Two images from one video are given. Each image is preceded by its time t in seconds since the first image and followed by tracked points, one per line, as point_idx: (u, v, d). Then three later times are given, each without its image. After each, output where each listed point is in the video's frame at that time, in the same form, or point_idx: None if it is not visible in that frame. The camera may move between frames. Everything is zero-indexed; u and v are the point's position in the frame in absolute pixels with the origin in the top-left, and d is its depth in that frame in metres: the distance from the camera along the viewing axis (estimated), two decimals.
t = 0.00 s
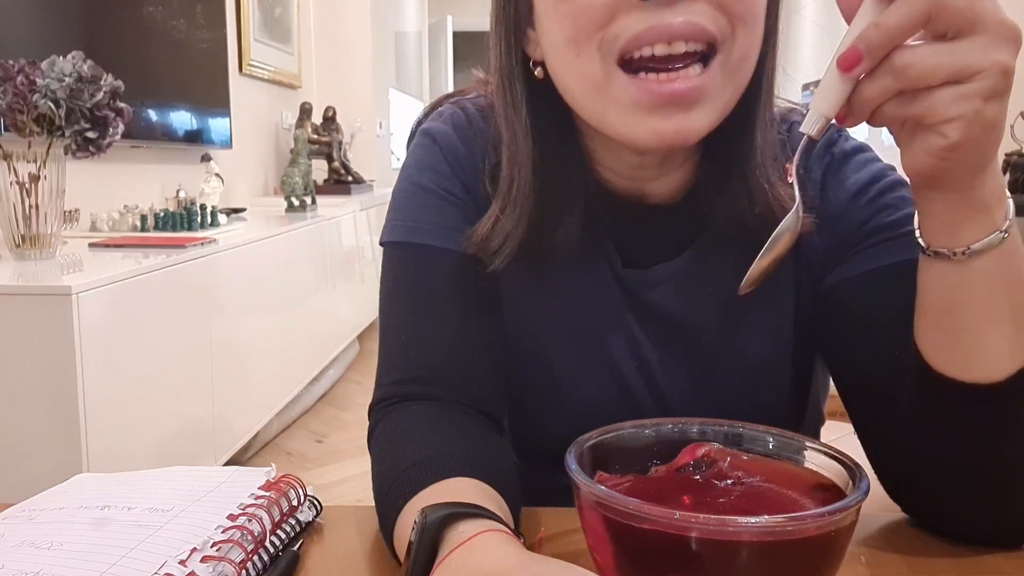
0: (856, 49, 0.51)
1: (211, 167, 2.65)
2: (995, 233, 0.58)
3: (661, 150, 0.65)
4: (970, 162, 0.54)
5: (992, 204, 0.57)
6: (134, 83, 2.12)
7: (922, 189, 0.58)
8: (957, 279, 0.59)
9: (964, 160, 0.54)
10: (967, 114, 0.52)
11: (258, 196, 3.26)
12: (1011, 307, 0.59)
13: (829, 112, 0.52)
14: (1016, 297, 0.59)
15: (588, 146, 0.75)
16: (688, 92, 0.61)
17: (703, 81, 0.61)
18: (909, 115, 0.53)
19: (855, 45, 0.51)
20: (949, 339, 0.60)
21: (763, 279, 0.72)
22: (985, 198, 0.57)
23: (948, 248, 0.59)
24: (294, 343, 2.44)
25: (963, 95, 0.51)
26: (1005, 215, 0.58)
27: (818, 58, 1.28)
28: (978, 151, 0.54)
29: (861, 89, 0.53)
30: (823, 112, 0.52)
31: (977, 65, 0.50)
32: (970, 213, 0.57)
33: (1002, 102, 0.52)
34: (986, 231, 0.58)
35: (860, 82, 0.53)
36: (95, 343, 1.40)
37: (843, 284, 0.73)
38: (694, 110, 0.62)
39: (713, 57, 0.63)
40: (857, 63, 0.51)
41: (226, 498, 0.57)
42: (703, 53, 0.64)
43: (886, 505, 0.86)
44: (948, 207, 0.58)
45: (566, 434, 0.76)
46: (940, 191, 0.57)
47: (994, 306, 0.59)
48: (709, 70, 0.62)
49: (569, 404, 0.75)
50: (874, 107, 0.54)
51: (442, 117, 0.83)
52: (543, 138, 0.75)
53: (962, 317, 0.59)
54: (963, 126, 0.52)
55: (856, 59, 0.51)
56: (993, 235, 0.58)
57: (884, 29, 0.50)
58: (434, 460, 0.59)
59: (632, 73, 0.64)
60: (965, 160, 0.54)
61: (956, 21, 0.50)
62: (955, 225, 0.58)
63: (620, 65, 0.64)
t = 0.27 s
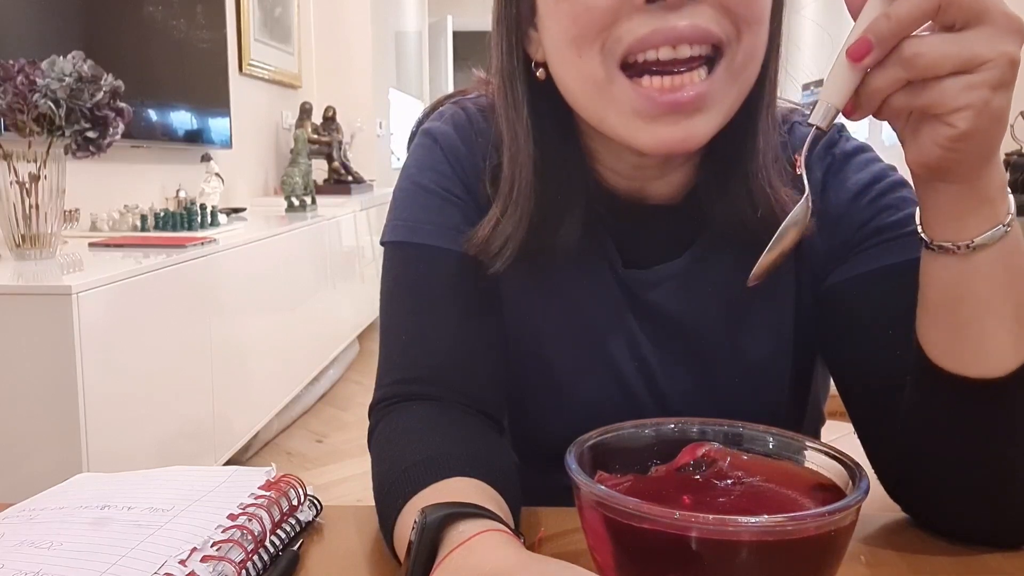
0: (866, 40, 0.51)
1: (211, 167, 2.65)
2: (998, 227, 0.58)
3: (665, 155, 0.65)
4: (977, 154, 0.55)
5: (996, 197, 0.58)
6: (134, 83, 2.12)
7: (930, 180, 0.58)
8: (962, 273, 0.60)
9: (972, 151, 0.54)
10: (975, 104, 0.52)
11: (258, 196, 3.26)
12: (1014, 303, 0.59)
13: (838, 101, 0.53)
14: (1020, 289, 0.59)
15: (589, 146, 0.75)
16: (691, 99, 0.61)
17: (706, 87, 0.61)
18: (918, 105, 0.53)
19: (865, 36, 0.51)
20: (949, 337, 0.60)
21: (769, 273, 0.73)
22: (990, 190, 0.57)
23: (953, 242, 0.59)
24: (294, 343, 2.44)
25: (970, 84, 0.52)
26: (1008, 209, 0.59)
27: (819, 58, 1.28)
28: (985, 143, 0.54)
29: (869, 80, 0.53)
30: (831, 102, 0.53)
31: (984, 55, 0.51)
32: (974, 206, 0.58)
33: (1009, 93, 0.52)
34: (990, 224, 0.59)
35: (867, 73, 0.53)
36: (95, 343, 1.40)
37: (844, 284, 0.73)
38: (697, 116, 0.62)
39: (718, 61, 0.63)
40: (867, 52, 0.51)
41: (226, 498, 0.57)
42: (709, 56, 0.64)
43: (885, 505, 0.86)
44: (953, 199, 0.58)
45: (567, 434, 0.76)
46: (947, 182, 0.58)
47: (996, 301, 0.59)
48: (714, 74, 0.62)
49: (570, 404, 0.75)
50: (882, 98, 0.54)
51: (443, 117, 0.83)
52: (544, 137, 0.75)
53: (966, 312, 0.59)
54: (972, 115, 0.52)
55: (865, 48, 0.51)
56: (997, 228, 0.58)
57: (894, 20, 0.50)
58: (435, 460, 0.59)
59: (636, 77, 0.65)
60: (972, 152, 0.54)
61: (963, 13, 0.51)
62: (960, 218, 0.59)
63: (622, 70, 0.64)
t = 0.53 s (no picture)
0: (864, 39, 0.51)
1: (211, 167, 2.65)
2: (996, 225, 0.59)
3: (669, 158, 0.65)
4: (975, 153, 0.55)
5: (992, 197, 0.58)
6: (134, 83, 2.12)
7: (926, 179, 0.58)
8: (960, 272, 0.60)
9: (970, 151, 0.54)
10: (973, 102, 0.52)
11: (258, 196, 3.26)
12: (1012, 302, 0.59)
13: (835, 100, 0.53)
14: (1017, 289, 0.59)
15: (590, 146, 0.75)
16: (695, 103, 0.61)
17: (708, 90, 0.62)
18: (915, 104, 0.53)
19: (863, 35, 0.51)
20: (947, 338, 0.61)
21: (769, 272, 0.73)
22: (986, 189, 0.58)
23: (951, 242, 0.59)
24: (294, 343, 2.44)
25: (967, 84, 0.52)
26: (1004, 209, 0.59)
27: (819, 58, 1.27)
28: (983, 142, 0.54)
29: (867, 80, 0.53)
30: (829, 101, 0.53)
31: (982, 54, 0.51)
32: (971, 206, 0.58)
33: (1006, 91, 0.52)
34: (986, 224, 0.59)
35: (865, 73, 0.53)
36: (95, 342, 1.40)
37: (845, 285, 0.73)
38: (701, 118, 0.62)
39: (722, 64, 0.63)
40: (864, 53, 0.51)
41: (226, 498, 0.57)
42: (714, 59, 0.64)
43: (886, 505, 0.86)
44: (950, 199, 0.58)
45: (567, 434, 0.76)
46: (944, 182, 0.58)
47: (994, 300, 0.59)
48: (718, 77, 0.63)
49: (571, 404, 0.75)
50: (880, 98, 0.54)
51: (443, 117, 0.83)
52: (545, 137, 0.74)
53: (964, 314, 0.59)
54: (970, 114, 0.52)
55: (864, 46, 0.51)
56: (994, 228, 0.58)
57: (891, 19, 0.50)
58: (435, 460, 0.59)
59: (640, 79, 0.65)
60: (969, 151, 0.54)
61: (959, 14, 0.51)
62: (956, 218, 0.59)
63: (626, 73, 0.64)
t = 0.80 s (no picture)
0: (864, 42, 0.51)
1: (211, 167, 2.65)
2: (996, 225, 0.58)
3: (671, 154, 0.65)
4: (975, 152, 0.55)
5: (991, 197, 0.58)
6: (134, 83, 2.12)
7: (926, 178, 0.58)
8: (960, 272, 0.60)
9: (971, 150, 0.54)
10: (974, 102, 0.52)
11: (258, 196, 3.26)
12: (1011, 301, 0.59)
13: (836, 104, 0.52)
14: (1016, 289, 0.60)
15: (591, 146, 0.75)
16: (695, 96, 0.61)
17: (709, 84, 0.62)
18: (917, 104, 0.53)
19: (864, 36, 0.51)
20: (948, 338, 0.60)
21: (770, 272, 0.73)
22: (985, 188, 0.58)
23: (950, 242, 0.59)
24: (294, 343, 2.43)
25: (967, 83, 0.52)
26: (1004, 208, 0.59)
27: (819, 58, 1.27)
28: (984, 141, 0.54)
29: (867, 81, 0.53)
30: (830, 105, 0.52)
31: (981, 53, 0.51)
32: (969, 206, 0.58)
33: (1006, 90, 0.52)
34: (986, 223, 0.59)
35: (866, 74, 0.53)
36: (95, 342, 1.40)
37: (845, 285, 0.73)
38: (701, 112, 0.62)
39: (724, 58, 0.64)
40: (865, 54, 0.51)
41: (226, 498, 0.57)
42: (714, 54, 0.65)
43: (886, 505, 0.86)
44: (950, 200, 0.58)
45: (567, 434, 0.76)
46: (945, 181, 0.58)
47: (993, 300, 0.59)
48: (719, 71, 0.63)
49: (571, 404, 0.75)
50: (881, 99, 0.54)
51: (444, 117, 0.83)
52: (546, 138, 0.74)
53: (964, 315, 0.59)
54: (971, 113, 0.52)
55: (864, 49, 0.51)
56: (994, 227, 0.58)
57: (891, 20, 0.50)
58: (436, 459, 0.59)
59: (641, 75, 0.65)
60: (971, 151, 0.54)
61: (958, 14, 0.51)
62: (956, 218, 0.59)
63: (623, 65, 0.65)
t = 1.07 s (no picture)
0: (867, 42, 0.50)
1: (211, 167, 2.65)
2: (996, 224, 0.58)
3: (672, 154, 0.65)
4: (977, 151, 0.55)
5: (991, 196, 0.58)
6: (134, 83, 2.12)
7: (926, 178, 0.58)
8: (960, 272, 0.60)
9: (972, 149, 0.54)
10: (975, 101, 0.52)
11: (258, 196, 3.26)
12: (1011, 300, 0.59)
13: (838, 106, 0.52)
14: (1016, 288, 0.60)
15: (590, 145, 0.75)
16: (695, 94, 0.61)
17: (708, 82, 0.62)
18: (919, 103, 0.53)
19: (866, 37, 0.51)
20: (949, 338, 0.60)
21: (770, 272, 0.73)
22: (986, 188, 0.58)
23: (950, 242, 0.59)
24: (294, 343, 2.43)
25: (969, 83, 0.52)
26: (1004, 208, 0.59)
27: (819, 58, 1.27)
28: (985, 140, 0.54)
29: (869, 81, 0.53)
30: (832, 106, 0.52)
31: (982, 53, 0.51)
32: (969, 205, 0.58)
33: (1007, 89, 0.52)
34: (986, 223, 0.58)
35: (868, 74, 0.53)
36: (96, 342, 1.40)
37: (845, 285, 0.73)
38: (701, 110, 0.62)
39: (723, 56, 0.64)
40: (867, 55, 0.51)
41: (226, 498, 0.57)
42: (713, 53, 0.65)
43: (886, 505, 0.86)
44: (951, 200, 0.58)
45: (568, 434, 0.76)
46: (945, 181, 0.58)
47: (993, 299, 0.59)
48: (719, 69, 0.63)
49: (572, 404, 0.75)
50: (882, 99, 0.54)
51: (444, 117, 0.83)
52: (546, 137, 0.74)
53: (964, 315, 0.59)
54: (973, 112, 0.52)
55: (867, 49, 0.51)
56: (994, 227, 0.58)
57: (893, 21, 0.50)
58: (436, 459, 0.59)
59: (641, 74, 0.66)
60: (973, 150, 0.54)
61: (959, 14, 0.51)
62: (956, 218, 0.59)
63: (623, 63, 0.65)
